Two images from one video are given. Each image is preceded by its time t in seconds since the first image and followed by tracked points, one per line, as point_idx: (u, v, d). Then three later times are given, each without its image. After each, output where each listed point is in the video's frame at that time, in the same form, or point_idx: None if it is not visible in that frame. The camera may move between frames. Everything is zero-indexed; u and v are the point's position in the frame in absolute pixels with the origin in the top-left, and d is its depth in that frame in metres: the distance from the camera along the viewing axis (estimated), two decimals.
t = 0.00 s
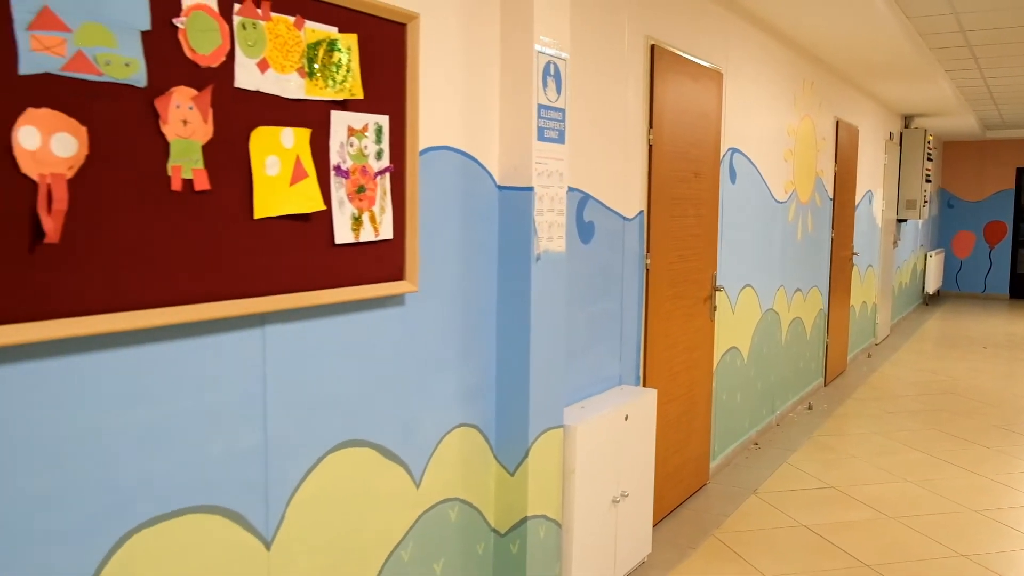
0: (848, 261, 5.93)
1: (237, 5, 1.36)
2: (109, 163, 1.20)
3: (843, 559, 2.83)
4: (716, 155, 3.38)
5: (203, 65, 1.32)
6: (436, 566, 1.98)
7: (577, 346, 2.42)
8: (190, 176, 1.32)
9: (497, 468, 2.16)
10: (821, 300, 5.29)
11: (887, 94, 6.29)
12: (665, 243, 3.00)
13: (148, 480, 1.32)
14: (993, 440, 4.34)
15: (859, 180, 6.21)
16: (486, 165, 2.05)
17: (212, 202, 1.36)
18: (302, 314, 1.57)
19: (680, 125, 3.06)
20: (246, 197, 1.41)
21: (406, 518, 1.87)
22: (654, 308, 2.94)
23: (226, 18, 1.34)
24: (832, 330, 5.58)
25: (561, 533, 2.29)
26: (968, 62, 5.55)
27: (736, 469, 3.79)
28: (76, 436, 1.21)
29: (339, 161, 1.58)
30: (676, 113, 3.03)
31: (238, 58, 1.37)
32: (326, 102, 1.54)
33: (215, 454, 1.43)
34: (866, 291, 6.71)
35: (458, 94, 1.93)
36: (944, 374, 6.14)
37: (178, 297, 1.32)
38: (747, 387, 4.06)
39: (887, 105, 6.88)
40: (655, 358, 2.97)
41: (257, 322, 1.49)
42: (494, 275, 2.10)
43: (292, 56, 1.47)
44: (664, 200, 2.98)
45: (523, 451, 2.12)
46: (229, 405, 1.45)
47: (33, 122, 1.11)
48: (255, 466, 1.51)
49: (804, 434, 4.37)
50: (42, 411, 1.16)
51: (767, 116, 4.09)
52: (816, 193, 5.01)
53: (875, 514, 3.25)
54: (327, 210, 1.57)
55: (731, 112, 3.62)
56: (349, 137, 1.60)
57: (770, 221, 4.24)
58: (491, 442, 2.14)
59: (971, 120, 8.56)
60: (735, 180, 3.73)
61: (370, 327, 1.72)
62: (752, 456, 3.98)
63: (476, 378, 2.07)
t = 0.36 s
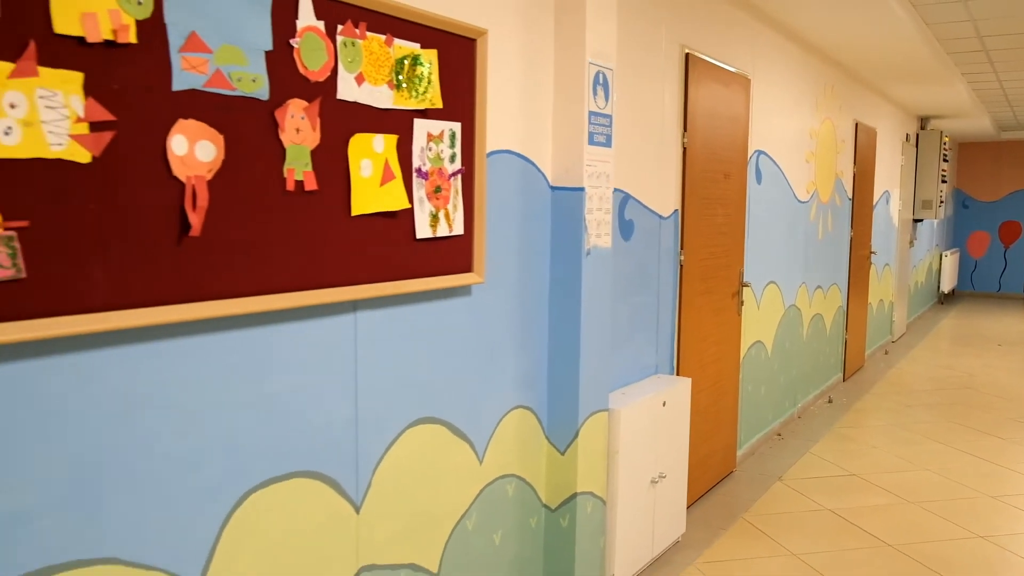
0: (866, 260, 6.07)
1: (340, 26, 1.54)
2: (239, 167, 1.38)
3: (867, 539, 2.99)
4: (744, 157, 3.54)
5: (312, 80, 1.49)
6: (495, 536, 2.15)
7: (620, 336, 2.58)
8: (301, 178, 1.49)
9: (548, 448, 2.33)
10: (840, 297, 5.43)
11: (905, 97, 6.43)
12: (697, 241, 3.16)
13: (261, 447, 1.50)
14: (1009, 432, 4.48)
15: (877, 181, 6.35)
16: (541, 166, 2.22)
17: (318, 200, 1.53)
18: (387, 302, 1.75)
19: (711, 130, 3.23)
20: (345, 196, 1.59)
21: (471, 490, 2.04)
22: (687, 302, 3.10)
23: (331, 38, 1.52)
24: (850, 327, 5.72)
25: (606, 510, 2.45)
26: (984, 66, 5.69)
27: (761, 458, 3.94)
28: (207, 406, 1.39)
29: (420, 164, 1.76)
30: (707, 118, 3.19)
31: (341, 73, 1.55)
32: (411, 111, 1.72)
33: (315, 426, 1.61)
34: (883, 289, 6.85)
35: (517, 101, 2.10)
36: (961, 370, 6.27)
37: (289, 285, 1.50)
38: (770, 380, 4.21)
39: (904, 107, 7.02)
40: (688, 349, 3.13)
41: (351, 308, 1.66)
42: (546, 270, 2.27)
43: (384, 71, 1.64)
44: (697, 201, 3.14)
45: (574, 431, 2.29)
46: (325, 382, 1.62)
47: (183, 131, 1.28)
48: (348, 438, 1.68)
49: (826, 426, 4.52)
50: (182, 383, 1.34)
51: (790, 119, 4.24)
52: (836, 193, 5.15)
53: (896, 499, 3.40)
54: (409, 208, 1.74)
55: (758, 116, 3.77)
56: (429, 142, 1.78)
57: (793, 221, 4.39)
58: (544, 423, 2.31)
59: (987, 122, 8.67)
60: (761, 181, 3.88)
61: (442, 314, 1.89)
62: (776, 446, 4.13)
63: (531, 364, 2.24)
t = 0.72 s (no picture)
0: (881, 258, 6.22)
1: (416, 44, 1.72)
2: (334, 171, 1.56)
3: (883, 521, 3.15)
4: (765, 159, 3.71)
5: (393, 93, 1.68)
6: (541, 510, 2.33)
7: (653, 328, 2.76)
8: (383, 180, 1.67)
9: (588, 430, 2.51)
10: (856, 294, 5.59)
11: (919, 99, 6.57)
12: (721, 239, 3.33)
13: (348, 420, 1.68)
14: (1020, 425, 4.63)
15: (892, 181, 6.50)
16: (582, 169, 2.40)
17: (396, 200, 1.71)
18: (451, 293, 1.93)
19: (735, 134, 3.40)
20: (418, 196, 1.77)
21: (521, 467, 2.22)
22: (713, 297, 3.27)
23: (408, 55, 1.71)
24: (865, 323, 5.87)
25: (640, 489, 2.63)
26: (997, 70, 5.83)
27: (780, 447, 4.10)
28: (304, 382, 1.57)
29: (481, 167, 1.94)
30: (732, 123, 3.36)
31: (415, 86, 1.73)
32: (473, 119, 1.90)
33: (392, 403, 1.79)
34: (897, 287, 6.99)
35: (562, 110, 2.28)
36: (973, 367, 6.41)
37: (373, 275, 1.68)
38: (789, 373, 4.38)
39: (918, 109, 7.16)
40: (713, 341, 3.30)
41: (421, 297, 1.84)
42: (587, 265, 2.45)
43: (451, 83, 1.83)
44: (722, 201, 3.31)
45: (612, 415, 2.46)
46: (399, 364, 1.80)
47: (290, 139, 1.47)
48: (418, 414, 1.86)
49: (842, 418, 4.68)
50: (285, 362, 1.52)
51: (809, 122, 4.40)
52: (851, 193, 5.31)
53: (911, 486, 3.56)
54: (471, 208, 1.92)
55: (778, 119, 3.94)
56: (488, 147, 1.96)
57: (810, 220, 4.55)
58: (585, 407, 2.49)
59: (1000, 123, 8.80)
60: (781, 181, 4.05)
61: (497, 304, 2.07)
62: (794, 437, 4.29)
63: (574, 352, 2.42)
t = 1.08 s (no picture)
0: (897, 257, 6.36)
1: (483, 61, 1.90)
2: (416, 176, 1.74)
3: (903, 507, 3.31)
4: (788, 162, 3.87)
5: (465, 106, 1.86)
6: (587, 491, 2.50)
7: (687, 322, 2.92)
8: (456, 184, 1.85)
9: (628, 417, 2.68)
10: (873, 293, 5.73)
11: (934, 102, 6.71)
12: (748, 239, 3.49)
13: (425, 402, 1.85)
14: None
15: (907, 182, 6.63)
16: (624, 173, 2.57)
17: (466, 202, 1.89)
18: (511, 287, 2.10)
19: (761, 138, 3.56)
20: (485, 199, 1.94)
21: (569, 449, 2.39)
22: (740, 293, 3.44)
23: (478, 70, 1.89)
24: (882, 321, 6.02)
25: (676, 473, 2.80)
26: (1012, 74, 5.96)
27: (802, 439, 4.26)
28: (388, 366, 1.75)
29: (537, 172, 2.11)
30: (758, 128, 3.52)
31: (483, 98, 1.91)
32: (532, 128, 2.08)
33: (461, 387, 1.96)
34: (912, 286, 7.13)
35: (607, 118, 2.45)
36: (988, 364, 6.55)
37: (447, 270, 1.85)
38: (810, 368, 4.53)
39: (933, 112, 7.30)
40: (741, 335, 3.46)
41: (487, 291, 2.01)
42: (628, 262, 2.62)
43: (513, 96, 2.00)
44: (748, 202, 3.47)
45: (650, 402, 2.63)
46: (470, 352, 1.97)
47: (382, 148, 1.65)
48: (482, 398, 2.04)
49: (860, 412, 4.83)
50: (375, 349, 1.70)
51: (829, 126, 4.56)
52: (869, 194, 5.46)
53: (928, 474, 3.72)
54: (529, 209, 2.10)
55: (800, 123, 4.10)
56: (544, 154, 2.13)
57: (830, 220, 4.71)
58: (625, 395, 2.66)
59: (1013, 125, 8.92)
60: (803, 183, 4.20)
61: (550, 298, 2.25)
62: (815, 429, 4.45)
63: (616, 343, 2.59)
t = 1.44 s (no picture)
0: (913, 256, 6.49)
1: (543, 71, 2.07)
2: (486, 176, 1.90)
3: (921, 492, 3.47)
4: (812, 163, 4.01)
5: (528, 112, 2.02)
6: (628, 472, 2.66)
7: (720, 314, 3.08)
8: (520, 184, 2.02)
9: (665, 403, 2.84)
10: (890, 290, 5.87)
11: (950, 104, 6.83)
12: (774, 236, 3.65)
13: (491, 384, 2.02)
14: None
15: (923, 182, 6.76)
16: (663, 173, 2.73)
17: (528, 201, 2.06)
18: (565, 279, 2.26)
19: (787, 140, 3.71)
20: (544, 197, 2.11)
21: (613, 431, 2.55)
22: (767, 288, 3.59)
23: (538, 79, 2.05)
24: (898, 318, 6.15)
25: (709, 456, 2.96)
26: None
27: (822, 430, 4.41)
28: (461, 350, 1.92)
29: (589, 172, 2.27)
30: (784, 130, 3.68)
31: (543, 104, 2.07)
32: (585, 131, 2.24)
33: (522, 372, 2.13)
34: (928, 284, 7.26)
35: (649, 122, 2.61)
36: (1002, 360, 6.68)
37: (512, 262, 2.02)
38: (830, 361, 4.68)
39: (948, 113, 7.42)
40: (767, 329, 3.62)
41: (544, 282, 2.18)
42: (666, 257, 2.78)
43: (569, 102, 2.17)
44: (775, 202, 3.63)
45: (687, 389, 2.79)
46: (529, 338, 2.14)
47: (457, 151, 1.81)
48: (539, 382, 2.20)
49: (878, 405, 4.97)
50: (450, 333, 1.87)
51: (849, 127, 4.70)
52: (886, 194, 5.59)
53: (945, 463, 3.87)
54: (581, 207, 2.26)
55: (823, 125, 4.24)
56: (595, 155, 2.29)
57: (849, 219, 4.85)
58: (663, 382, 2.82)
59: None
60: (825, 183, 4.35)
61: (598, 289, 2.41)
62: (835, 421, 4.60)
63: (655, 333, 2.75)
